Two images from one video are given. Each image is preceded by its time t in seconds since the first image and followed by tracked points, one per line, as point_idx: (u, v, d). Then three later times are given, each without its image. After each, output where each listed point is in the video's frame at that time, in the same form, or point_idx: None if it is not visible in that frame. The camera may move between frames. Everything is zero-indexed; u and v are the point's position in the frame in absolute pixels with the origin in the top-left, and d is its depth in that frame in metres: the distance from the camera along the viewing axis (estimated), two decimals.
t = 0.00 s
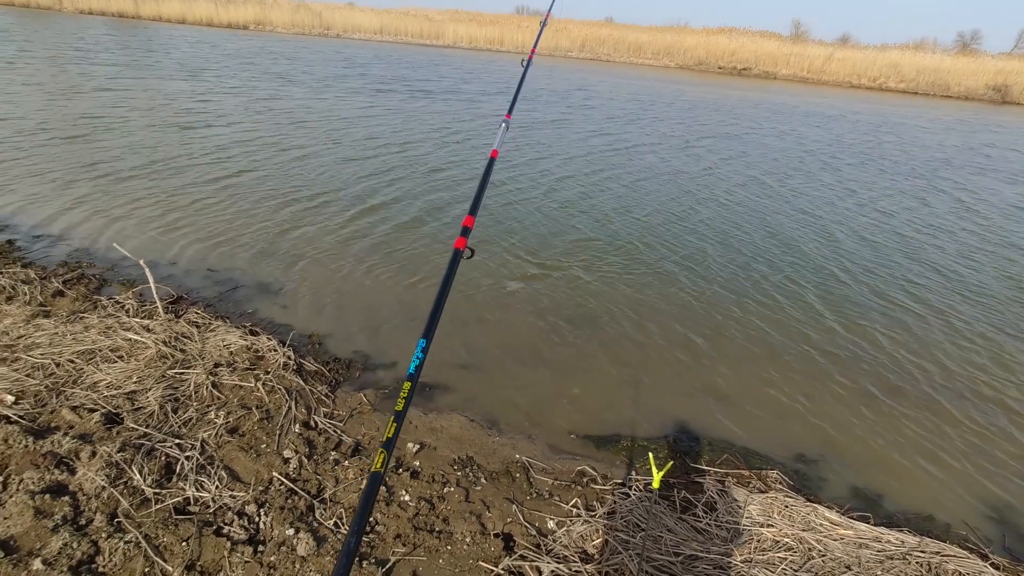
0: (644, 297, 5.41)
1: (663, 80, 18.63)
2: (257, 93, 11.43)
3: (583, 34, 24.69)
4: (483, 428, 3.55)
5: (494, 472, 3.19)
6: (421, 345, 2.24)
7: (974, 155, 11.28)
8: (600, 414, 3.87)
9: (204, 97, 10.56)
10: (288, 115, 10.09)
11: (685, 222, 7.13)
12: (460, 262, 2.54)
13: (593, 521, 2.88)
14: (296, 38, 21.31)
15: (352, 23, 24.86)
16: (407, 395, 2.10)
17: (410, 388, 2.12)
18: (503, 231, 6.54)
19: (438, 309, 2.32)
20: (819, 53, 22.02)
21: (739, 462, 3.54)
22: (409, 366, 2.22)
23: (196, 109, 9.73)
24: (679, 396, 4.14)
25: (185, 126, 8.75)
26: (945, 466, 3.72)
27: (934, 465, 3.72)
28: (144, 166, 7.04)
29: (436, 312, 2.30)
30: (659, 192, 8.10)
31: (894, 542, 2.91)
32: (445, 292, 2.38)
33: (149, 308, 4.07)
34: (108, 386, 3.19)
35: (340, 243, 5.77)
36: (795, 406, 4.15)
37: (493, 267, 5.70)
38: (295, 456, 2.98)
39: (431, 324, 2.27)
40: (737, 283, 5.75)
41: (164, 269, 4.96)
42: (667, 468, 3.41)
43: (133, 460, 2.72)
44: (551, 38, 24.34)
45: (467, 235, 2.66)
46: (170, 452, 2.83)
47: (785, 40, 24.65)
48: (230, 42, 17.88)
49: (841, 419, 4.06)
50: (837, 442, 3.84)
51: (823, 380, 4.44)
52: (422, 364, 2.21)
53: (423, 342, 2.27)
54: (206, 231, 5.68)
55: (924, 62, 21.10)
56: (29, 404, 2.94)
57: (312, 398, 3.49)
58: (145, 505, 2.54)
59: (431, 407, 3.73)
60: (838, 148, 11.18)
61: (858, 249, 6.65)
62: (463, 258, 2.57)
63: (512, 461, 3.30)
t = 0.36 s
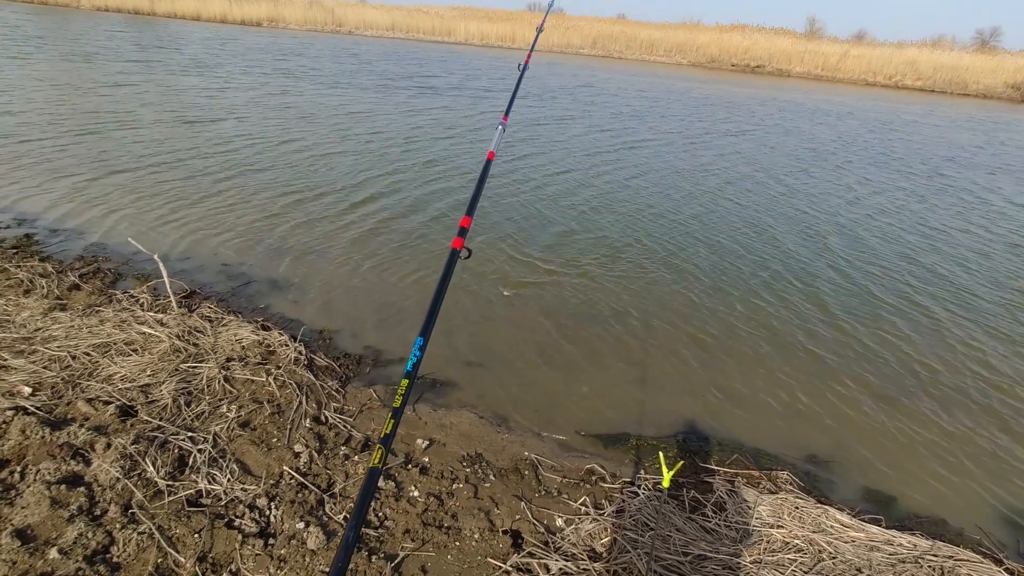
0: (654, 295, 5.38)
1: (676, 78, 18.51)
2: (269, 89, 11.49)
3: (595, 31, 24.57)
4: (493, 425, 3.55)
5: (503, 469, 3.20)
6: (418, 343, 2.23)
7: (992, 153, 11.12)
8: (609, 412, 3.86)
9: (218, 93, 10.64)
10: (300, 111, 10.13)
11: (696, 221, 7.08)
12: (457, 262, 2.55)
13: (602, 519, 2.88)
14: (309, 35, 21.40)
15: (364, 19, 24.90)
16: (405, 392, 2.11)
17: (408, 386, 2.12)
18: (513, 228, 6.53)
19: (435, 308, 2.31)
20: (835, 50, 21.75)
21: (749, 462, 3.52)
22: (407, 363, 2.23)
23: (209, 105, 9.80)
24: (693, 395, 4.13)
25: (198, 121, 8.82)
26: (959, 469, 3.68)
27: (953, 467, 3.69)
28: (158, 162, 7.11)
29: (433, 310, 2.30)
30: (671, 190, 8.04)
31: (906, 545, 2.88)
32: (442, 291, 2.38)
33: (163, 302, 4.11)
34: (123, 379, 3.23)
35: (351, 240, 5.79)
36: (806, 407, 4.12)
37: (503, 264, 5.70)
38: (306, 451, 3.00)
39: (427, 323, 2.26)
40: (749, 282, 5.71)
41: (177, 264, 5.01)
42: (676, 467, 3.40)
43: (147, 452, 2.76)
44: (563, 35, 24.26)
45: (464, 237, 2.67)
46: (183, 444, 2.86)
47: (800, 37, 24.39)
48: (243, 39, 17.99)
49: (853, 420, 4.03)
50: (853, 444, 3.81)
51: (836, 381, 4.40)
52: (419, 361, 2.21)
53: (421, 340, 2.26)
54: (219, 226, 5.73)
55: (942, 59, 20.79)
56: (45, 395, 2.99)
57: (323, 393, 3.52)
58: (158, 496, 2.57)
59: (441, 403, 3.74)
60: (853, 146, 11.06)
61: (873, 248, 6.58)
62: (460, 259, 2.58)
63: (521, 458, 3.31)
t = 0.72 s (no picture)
0: (666, 293, 5.35)
1: (689, 74, 18.35)
2: (282, 85, 11.54)
3: (608, 27, 24.42)
4: (503, 421, 3.56)
5: (513, 465, 3.20)
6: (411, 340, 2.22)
7: (1012, 151, 10.93)
8: (620, 410, 3.84)
9: (232, 88, 10.71)
10: (313, 106, 10.17)
11: (709, 218, 7.02)
12: (450, 258, 2.52)
13: (612, 517, 2.87)
14: (322, 31, 21.47)
15: (376, 15, 24.93)
16: (398, 389, 2.10)
17: (402, 382, 2.12)
18: (525, 224, 6.52)
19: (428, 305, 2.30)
20: (851, 46, 21.45)
21: (760, 462, 3.49)
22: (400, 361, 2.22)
23: (223, 100, 9.85)
24: (702, 392, 4.12)
25: (212, 117, 8.88)
26: (974, 472, 3.62)
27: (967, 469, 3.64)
28: (173, 156, 7.17)
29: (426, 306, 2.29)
30: (683, 187, 7.98)
31: (920, 549, 2.84)
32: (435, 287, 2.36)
33: (177, 296, 4.16)
34: (138, 371, 3.27)
35: (363, 235, 5.81)
36: (820, 408, 4.07)
37: (515, 260, 5.70)
38: (317, 445, 3.02)
39: (420, 319, 2.25)
40: (762, 280, 5.65)
41: (191, 258, 5.06)
42: (686, 466, 3.38)
43: (161, 444, 2.79)
44: (575, 31, 24.13)
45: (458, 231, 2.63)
46: (197, 437, 2.89)
47: (816, 33, 24.08)
48: (256, 35, 18.09)
49: (868, 422, 3.98)
50: (864, 444, 3.78)
51: (851, 381, 4.35)
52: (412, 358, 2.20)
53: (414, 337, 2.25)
54: (232, 221, 5.77)
55: (962, 54, 20.43)
56: (63, 386, 3.03)
57: (334, 387, 3.54)
58: (172, 488, 2.60)
59: (451, 399, 3.75)
60: (869, 143, 10.91)
61: (888, 246, 6.49)
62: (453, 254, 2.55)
63: (531, 455, 3.30)
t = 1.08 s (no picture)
0: (679, 290, 5.32)
1: (703, 69, 18.18)
2: (296, 79, 11.59)
3: (621, 21, 24.25)
4: (515, 416, 3.56)
5: (524, 460, 3.20)
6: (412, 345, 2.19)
7: None
8: (632, 407, 3.83)
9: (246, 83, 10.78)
10: (326, 101, 10.21)
11: (723, 214, 6.96)
12: (449, 262, 2.44)
13: (623, 513, 2.86)
14: (335, 26, 21.52)
15: (389, 9, 24.94)
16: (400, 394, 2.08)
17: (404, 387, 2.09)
18: (537, 219, 6.51)
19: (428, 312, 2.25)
20: (869, 40, 21.12)
21: (773, 460, 3.46)
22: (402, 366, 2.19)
23: (237, 94, 9.91)
24: (710, 389, 4.10)
25: (226, 111, 8.94)
26: (992, 474, 3.57)
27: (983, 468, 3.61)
28: (188, 150, 7.23)
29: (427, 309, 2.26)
30: (697, 183, 7.92)
31: (935, 550, 2.81)
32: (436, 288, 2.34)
33: (193, 288, 4.20)
34: (155, 362, 3.32)
35: (375, 230, 5.83)
36: (834, 407, 4.03)
37: (527, 256, 5.70)
38: (330, 437, 3.04)
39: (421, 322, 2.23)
40: (776, 277, 5.60)
41: (207, 251, 5.11)
42: (698, 463, 3.36)
43: (177, 434, 2.82)
44: (588, 26, 23.98)
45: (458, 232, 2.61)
46: (212, 428, 2.92)
47: (833, 27, 23.74)
48: (270, 29, 18.18)
49: (883, 422, 3.93)
50: (876, 444, 3.74)
51: (865, 381, 4.30)
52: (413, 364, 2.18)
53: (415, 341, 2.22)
54: (246, 215, 5.82)
55: (984, 49, 20.05)
56: (82, 376, 3.08)
57: (347, 380, 3.56)
58: (188, 478, 2.63)
59: (463, 393, 3.76)
60: (886, 139, 10.75)
61: (905, 244, 6.41)
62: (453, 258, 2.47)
63: (542, 450, 3.31)
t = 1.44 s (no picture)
0: (692, 287, 5.28)
1: (718, 65, 18.01)
2: (310, 73, 11.63)
3: (636, 16, 24.06)
4: (526, 412, 3.57)
5: (535, 456, 3.21)
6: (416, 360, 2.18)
7: None
8: (642, 404, 3.82)
9: (261, 77, 10.84)
10: (339, 95, 10.24)
11: (737, 211, 6.89)
12: (454, 279, 2.51)
13: (633, 510, 2.86)
14: (349, 20, 21.57)
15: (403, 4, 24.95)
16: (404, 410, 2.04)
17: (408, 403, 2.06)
18: (549, 215, 6.49)
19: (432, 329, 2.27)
20: (889, 36, 20.78)
21: (785, 460, 3.44)
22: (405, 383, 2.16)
23: (252, 88, 9.97)
24: (721, 387, 4.08)
25: (241, 105, 8.99)
26: (1006, 478, 3.52)
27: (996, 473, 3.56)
28: (203, 143, 7.29)
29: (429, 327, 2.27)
30: (710, 179, 7.84)
31: (950, 554, 2.78)
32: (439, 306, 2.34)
33: (208, 281, 4.25)
34: (171, 353, 3.36)
35: (387, 224, 5.85)
36: (846, 407, 3.99)
37: (539, 251, 5.69)
38: (343, 430, 3.06)
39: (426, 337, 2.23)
40: (790, 275, 5.54)
41: (222, 244, 5.16)
42: (709, 461, 3.34)
43: (193, 424, 2.86)
44: (602, 21, 23.84)
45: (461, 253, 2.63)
46: (226, 419, 2.95)
47: (852, 23, 23.38)
48: (285, 23, 18.27)
49: (896, 423, 3.89)
50: (890, 444, 3.70)
51: (879, 381, 4.25)
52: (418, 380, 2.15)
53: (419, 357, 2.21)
54: (260, 208, 5.86)
55: (1007, 46, 19.66)
56: (101, 366, 3.13)
57: (359, 374, 3.58)
58: (203, 467, 2.67)
59: (474, 388, 3.77)
60: (905, 137, 10.58)
61: (923, 243, 6.31)
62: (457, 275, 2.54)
63: (553, 446, 3.31)
